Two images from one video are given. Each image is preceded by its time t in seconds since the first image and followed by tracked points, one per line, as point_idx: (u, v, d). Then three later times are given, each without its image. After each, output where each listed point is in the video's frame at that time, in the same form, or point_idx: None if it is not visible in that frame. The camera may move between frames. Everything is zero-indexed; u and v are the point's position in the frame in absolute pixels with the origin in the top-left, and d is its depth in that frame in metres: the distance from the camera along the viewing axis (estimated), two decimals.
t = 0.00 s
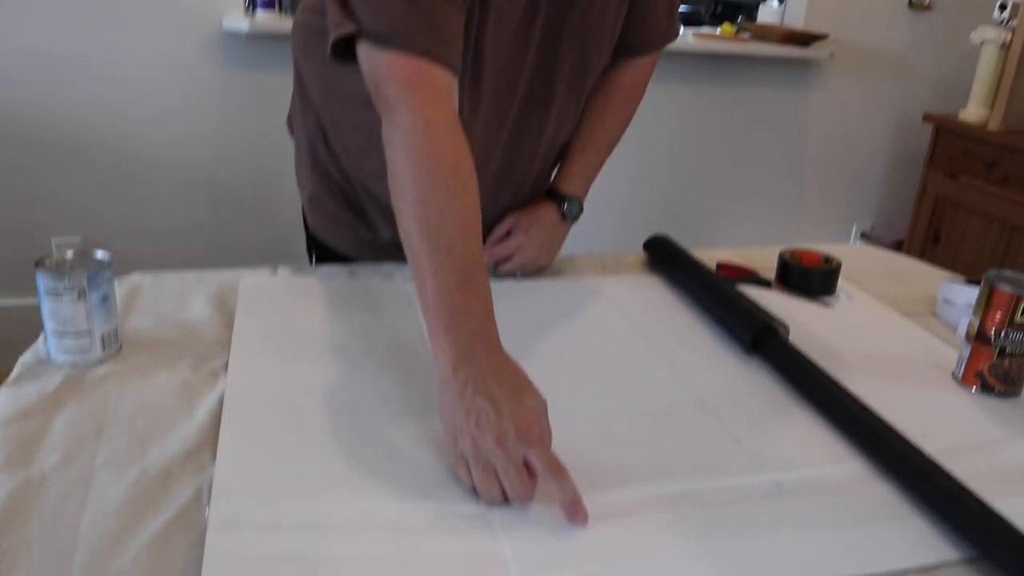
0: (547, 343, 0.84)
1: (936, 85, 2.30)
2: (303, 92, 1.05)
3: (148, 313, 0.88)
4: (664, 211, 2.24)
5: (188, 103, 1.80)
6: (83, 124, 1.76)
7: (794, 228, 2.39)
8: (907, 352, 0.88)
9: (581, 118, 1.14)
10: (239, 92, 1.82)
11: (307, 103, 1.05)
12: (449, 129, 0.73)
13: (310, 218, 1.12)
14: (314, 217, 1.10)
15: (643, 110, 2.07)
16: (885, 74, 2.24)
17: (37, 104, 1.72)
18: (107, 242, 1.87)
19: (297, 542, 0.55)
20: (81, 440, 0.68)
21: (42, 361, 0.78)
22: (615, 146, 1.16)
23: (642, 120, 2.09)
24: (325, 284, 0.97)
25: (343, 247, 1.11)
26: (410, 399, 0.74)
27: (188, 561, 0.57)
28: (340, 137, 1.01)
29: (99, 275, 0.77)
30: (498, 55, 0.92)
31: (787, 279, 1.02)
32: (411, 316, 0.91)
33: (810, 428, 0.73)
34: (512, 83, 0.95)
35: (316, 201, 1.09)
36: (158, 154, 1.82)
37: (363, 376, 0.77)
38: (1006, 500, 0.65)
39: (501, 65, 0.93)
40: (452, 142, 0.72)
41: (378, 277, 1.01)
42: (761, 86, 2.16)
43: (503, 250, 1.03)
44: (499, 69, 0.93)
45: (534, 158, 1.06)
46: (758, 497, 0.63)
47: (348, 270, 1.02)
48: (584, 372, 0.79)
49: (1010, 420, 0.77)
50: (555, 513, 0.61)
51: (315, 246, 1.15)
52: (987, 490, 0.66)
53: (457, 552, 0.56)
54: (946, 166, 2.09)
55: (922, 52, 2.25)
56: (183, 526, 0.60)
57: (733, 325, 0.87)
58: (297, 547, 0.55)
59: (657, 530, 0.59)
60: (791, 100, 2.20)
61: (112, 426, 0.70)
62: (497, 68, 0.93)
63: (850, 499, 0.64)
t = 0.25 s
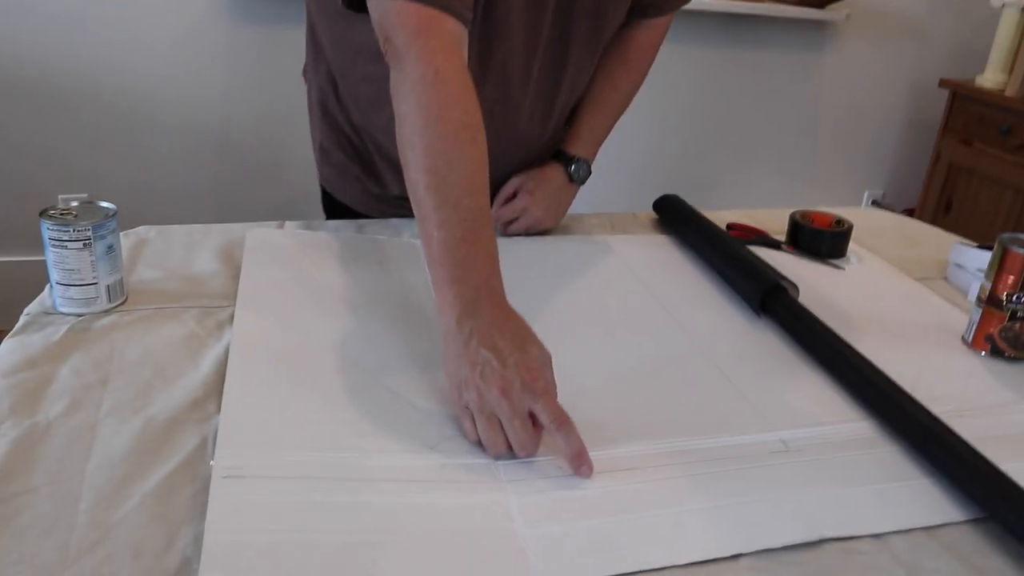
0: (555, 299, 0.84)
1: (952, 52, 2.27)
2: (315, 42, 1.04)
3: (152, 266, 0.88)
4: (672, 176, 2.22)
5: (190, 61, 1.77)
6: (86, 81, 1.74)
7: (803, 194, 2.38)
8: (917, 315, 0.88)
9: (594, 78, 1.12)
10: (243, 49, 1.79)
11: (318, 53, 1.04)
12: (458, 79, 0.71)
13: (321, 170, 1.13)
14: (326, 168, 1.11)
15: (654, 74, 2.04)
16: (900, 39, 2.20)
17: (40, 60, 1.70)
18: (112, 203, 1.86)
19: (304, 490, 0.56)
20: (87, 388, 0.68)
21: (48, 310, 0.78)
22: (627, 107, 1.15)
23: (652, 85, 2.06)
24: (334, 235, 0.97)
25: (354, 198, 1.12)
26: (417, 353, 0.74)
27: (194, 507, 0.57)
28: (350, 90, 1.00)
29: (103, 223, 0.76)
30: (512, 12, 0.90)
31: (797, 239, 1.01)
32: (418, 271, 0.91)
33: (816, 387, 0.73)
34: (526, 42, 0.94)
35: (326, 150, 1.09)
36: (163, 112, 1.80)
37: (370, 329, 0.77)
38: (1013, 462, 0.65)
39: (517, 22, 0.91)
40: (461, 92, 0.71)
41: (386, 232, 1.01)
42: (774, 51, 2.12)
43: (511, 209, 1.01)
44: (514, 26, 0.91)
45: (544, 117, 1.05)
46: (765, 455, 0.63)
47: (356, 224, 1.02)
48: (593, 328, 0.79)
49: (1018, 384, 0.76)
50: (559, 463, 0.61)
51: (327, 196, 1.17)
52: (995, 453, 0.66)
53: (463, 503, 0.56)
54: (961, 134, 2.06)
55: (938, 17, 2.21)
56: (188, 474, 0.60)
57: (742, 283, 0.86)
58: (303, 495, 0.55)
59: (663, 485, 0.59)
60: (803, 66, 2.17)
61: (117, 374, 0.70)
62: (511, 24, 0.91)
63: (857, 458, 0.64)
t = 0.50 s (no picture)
0: (559, 292, 0.84)
1: (957, 44, 2.25)
2: (321, 37, 1.04)
3: (156, 261, 0.88)
4: (677, 170, 2.22)
5: (193, 57, 1.77)
6: (89, 77, 1.74)
7: (809, 187, 2.38)
8: (922, 306, 0.87)
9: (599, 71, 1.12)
10: (245, 44, 1.79)
11: (324, 48, 1.04)
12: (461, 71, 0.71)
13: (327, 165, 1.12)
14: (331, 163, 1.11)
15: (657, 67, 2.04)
16: (905, 30, 2.19)
17: (42, 56, 1.70)
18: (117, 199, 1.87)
19: (307, 483, 0.56)
20: (91, 382, 0.68)
21: (53, 306, 0.78)
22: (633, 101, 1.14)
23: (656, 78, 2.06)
24: (339, 230, 0.97)
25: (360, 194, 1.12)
26: (421, 346, 0.74)
27: (197, 502, 0.57)
28: (355, 84, 1.00)
29: (106, 217, 0.76)
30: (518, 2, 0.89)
31: (802, 230, 1.01)
32: (422, 264, 0.91)
33: (820, 380, 0.73)
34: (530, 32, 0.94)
35: (331, 144, 1.10)
36: (167, 108, 1.81)
37: (373, 323, 0.77)
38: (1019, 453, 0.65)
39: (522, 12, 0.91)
40: (463, 84, 0.71)
41: (390, 226, 1.01)
42: (778, 43, 2.11)
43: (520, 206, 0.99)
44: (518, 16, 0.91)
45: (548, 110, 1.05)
46: (769, 449, 0.63)
47: (360, 218, 1.02)
48: (597, 321, 0.79)
49: None
50: (561, 455, 0.61)
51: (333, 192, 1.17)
52: (1000, 444, 0.66)
53: (466, 496, 0.56)
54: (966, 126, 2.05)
55: (944, 8, 2.19)
56: (191, 468, 0.60)
57: (746, 276, 0.86)
58: (307, 487, 0.55)
59: (666, 478, 0.59)
60: (808, 58, 2.16)
61: (121, 368, 0.70)
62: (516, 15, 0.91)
63: (860, 451, 0.64)
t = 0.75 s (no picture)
0: (556, 309, 0.84)
1: (952, 51, 2.26)
2: (319, 55, 1.04)
3: (154, 282, 0.88)
4: (674, 181, 2.22)
5: (191, 74, 1.78)
6: (87, 95, 1.74)
7: (806, 196, 2.38)
8: (920, 318, 0.87)
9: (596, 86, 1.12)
10: (243, 61, 1.80)
11: (323, 67, 1.04)
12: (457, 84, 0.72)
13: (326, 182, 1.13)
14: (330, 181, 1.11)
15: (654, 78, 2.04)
16: (901, 39, 2.20)
17: (40, 75, 1.70)
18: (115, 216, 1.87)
19: (304, 504, 0.56)
20: (90, 405, 0.68)
21: (52, 328, 0.78)
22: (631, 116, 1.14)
23: (653, 89, 2.06)
24: (336, 248, 0.97)
25: (358, 212, 1.12)
26: (418, 364, 0.74)
27: (195, 525, 0.57)
28: (352, 101, 1.00)
29: (105, 240, 0.76)
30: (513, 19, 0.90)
31: (799, 243, 1.01)
32: (419, 281, 0.91)
33: (819, 394, 0.73)
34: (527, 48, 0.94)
35: (329, 160, 1.10)
36: (165, 125, 1.81)
37: (371, 341, 0.77)
38: (1018, 465, 0.65)
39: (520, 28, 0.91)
40: (459, 97, 0.71)
41: (387, 244, 1.01)
42: (774, 54, 2.12)
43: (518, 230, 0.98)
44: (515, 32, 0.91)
45: (546, 124, 1.05)
46: (768, 464, 0.63)
47: (357, 236, 1.02)
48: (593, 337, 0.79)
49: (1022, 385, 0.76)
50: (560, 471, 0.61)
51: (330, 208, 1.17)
52: (999, 458, 0.65)
53: (463, 515, 0.56)
54: (962, 134, 2.06)
55: (939, 17, 2.20)
56: (189, 491, 0.60)
57: (743, 291, 0.86)
58: (304, 508, 0.55)
59: (666, 495, 0.59)
60: (804, 67, 2.16)
61: (120, 391, 0.70)
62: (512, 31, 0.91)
63: (860, 465, 0.64)
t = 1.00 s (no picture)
0: (556, 321, 0.84)
1: (951, 63, 2.27)
2: (320, 67, 1.05)
3: (155, 294, 0.88)
4: (674, 191, 2.23)
5: (193, 85, 1.79)
6: (89, 106, 1.75)
7: (806, 207, 2.38)
8: (920, 330, 0.87)
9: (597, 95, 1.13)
10: (246, 73, 1.81)
11: (324, 78, 1.05)
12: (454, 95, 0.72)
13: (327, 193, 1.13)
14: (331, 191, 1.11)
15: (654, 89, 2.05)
16: (900, 51, 2.21)
17: (42, 86, 1.70)
18: (115, 226, 1.88)
19: (304, 514, 0.56)
20: (91, 417, 0.68)
21: (52, 340, 0.78)
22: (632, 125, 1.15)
23: (653, 100, 2.07)
24: (337, 260, 0.97)
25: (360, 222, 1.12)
26: (418, 376, 0.74)
27: (195, 538, 0.57)
28: (353, 113, 1.01)
29: (106, 251, 0.76)
30: (515, 29, 0.90)
31: (799, 255, 1.01)
32: (420, 293, 0.91)
33: (819, 406, 0.73)
34: (527, 58, 0.94)
35: (329, 170, 1.10)
36: (166, 135, 1.82)
37: (371, 352, 0.77)
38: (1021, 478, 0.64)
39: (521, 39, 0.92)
40: (456, 107, 0.71)
41: (387, 255, 1.01)
42: (773, 65, 2.13)
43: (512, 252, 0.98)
44: (517, 43, 0.92)
45: (547, 134, 1.06)
46: (770, 477, 0.63)
47: (358, 248, 1.02)
48: (594, 349, 0.79)
49: None
50: (560, 482, 0.61)
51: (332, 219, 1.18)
52: (1002, 471, 0.65)
53: (463, 527, 0.56)
54: (961, 146, 2.07)
55: (938, 29, 2.21)
56: (190, 504, 0.60)
57: (744, 303, 0.86)
58: (305, 519, 0.55)
59: (668, 508, 0.59)
60: (803, 78, 2.17)
61: (121, 403, 0.70)
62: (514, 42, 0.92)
63: (861, 477, 0.64)
